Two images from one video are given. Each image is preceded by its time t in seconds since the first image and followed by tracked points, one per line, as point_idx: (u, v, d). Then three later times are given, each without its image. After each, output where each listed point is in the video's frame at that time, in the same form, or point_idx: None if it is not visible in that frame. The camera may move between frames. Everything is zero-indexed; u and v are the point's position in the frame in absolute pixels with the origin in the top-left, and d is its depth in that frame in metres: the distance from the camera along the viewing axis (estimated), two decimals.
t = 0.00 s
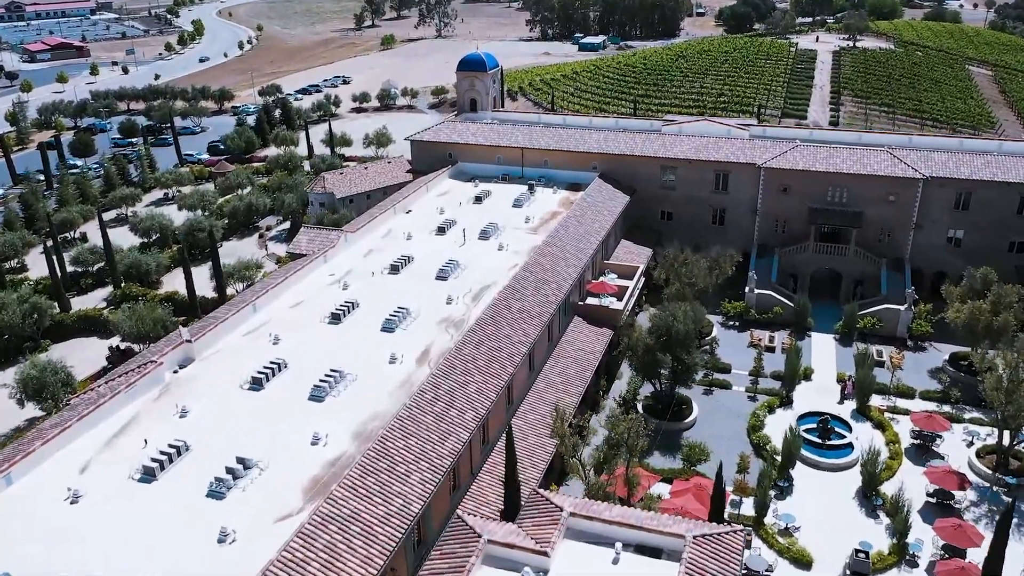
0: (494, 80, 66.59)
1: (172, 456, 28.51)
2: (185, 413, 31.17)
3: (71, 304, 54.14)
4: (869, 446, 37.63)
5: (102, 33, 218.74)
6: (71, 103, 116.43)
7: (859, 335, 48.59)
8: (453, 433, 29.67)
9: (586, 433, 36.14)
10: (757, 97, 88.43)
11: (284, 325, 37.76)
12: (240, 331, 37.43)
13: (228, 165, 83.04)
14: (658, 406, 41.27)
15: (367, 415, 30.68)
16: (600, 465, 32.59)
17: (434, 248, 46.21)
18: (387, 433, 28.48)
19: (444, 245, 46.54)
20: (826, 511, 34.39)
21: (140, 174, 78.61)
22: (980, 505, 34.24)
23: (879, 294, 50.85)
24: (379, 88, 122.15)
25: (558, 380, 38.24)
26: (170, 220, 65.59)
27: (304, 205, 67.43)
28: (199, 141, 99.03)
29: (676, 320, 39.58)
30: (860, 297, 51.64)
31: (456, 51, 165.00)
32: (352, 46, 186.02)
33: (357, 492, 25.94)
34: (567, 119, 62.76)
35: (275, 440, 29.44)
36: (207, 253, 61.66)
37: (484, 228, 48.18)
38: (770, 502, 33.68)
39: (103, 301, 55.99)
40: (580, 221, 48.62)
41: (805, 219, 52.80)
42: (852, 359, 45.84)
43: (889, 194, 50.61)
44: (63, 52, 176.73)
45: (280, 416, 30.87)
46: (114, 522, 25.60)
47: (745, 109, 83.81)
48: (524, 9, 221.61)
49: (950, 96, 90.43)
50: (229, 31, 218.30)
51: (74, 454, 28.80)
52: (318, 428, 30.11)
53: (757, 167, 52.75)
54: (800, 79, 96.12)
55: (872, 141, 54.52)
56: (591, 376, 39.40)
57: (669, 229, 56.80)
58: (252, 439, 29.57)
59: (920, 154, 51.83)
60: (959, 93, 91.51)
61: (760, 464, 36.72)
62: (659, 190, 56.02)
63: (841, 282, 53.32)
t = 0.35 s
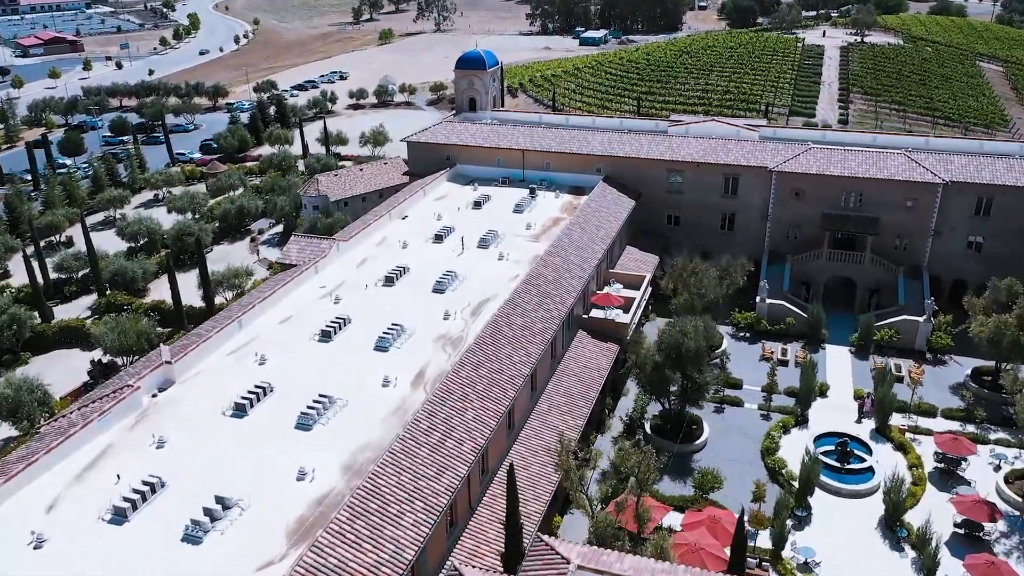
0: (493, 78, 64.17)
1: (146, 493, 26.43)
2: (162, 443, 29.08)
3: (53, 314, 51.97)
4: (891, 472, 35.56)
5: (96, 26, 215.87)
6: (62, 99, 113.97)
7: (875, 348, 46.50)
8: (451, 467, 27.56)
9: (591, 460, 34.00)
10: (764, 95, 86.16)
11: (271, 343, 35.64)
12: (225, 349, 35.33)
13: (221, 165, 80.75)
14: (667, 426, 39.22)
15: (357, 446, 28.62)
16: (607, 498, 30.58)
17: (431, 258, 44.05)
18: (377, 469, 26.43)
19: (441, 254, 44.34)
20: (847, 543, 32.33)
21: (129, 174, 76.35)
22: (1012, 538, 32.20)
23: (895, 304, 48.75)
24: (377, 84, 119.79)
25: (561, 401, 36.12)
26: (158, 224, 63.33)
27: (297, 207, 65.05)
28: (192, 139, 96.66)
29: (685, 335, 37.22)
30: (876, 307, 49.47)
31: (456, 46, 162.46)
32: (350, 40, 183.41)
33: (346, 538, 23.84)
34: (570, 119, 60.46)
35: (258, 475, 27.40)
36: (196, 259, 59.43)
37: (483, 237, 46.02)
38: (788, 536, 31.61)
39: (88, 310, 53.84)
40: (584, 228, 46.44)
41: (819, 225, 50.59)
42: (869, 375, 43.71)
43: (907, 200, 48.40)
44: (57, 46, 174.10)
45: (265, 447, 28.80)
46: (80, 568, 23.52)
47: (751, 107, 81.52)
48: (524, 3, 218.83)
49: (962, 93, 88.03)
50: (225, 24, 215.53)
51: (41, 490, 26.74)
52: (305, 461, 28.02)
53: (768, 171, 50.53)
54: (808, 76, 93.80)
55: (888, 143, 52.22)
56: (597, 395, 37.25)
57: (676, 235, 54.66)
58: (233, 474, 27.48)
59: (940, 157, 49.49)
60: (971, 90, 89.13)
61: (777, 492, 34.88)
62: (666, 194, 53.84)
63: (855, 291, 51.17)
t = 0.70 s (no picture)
0: (493, 77, 61.83)
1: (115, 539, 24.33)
2: (135, 479, 27.01)
3: (34, 324, 49.80)
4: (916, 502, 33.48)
5: (90, 20, 213.04)
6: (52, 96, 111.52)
7: (893, 362, 44.36)
8: (447, 508, 25.49)
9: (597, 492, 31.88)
10: (771, 93, 83.84)
11: (257, 365, 33.52)
12: (207, 371, 33.23)
13: (213, 165, 78.47)
14: (677, 449, 37.10)
15: (346, 483, 26.55)
16: (615, 536, 28.50)
17: (428, 269, 41.89)
18: (366, 512, 24.39)
19: (438, 265, 42.18)
20: None
21: (118, 175, 74.08)
22: None
23: (913, 315, 46.61)
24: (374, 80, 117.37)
25: (565, 426, 33.97)
26: (146, 228, 61.12)
27: (290, 211, 62.82)
28: (184, 137, 94.33)
29: (698, 355, 34.93)
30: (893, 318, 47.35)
31: (454, 40, 159.88)
32: (347, 34, 180.80)
33: None
34: (572, 120, 58.17)
35: (237, 517, 25.28)
36: (184, 265, 57.23)
37: (482, 246, 43.85)
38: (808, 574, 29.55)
39: (71, 320, 51.65)
40: (588, 236, 44.23)
41: (833, 232, 48.42)
42: (888, 393, 41.60)
43: (926, 206, 46.20)
44: (50, 41, 171.48)
45: (246, 483, 26.73)
46: None
47: (759, 106, 79.22)
48: None
49: (975, 91, 85.67)
50: (221, 18, 212.78)
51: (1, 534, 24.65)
52: (289, 501, 25.91)
53: (780, 175, 48.29)
54: (816, 73, 91.49)
55: (906, 146, 49.98)
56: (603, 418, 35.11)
57: (683, 241, 52.48)
58: (211, 515, 25.39)
59: (960, 160, 47.23)
60: (983, 87, 86.77)
61: (796, 524, 32.80)
62: (673, 199, 51.63)
63: (871, 301, 49.03)
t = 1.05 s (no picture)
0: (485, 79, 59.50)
1: None
2: (96, 527, 24.80)
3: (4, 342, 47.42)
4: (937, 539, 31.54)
5: (76, 18, 209.61)
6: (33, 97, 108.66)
7: (905, 380, 42.31)
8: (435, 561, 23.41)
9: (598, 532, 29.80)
10: (770, 93, 81.77)
11: (233, 395, 31.29)
12: (180, 402, 31.02)
13: (196, 170, 75.99)
14: (681, 478, 35.08)
15: (325, 533, 24.41)
16: None
17: (417, 285, 39.70)
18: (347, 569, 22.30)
19: (427, 281, 39.99)
20: None
21: (98, 180, 71.64)
22: None
23: (925, 329, 44.63)
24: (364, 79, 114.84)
25: (564, 458, 31.86)
26: (125, 238, 58.71)
27: (274, 218, 60.46)
28: (168, 140, 91.75)
29: (704, 380, 32.58)
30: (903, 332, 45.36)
31: (446, 38, 157.28)
32: (337, 32, 177.99)
33: None
34: (568, 123, 55.91)
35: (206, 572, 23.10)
36: (164, 277, 54.87)
37: (474, 260, 41.66)
38: None
39: (44, 337, 49.28)
40: (585, 249, 42.08)
41: (840, 242, 46.40)
42: (901, 414, 39.58)
43: (938, 215, 44.21)
44: (33, 39, 168.20)
45: (216, 534, 24.52)
46: None
47: (758, 107, 77.12)
48: None
49: (978, 91, 83.81)
50: (209, 15, 209.54)
51: None
52: (263, 552, 23.73)
53: (786, 183, 46.21)
54: (816, 72, 89.48)
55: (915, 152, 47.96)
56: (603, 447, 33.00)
57: (684, 251, 50.43)
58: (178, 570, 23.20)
59: (974, 167, 45.19)
60: (986, 87, 84.86)
61: (811, 562, 30.87)
62: (673, 207, 49.51)
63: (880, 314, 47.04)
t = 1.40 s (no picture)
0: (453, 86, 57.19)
1: None
2: None
3: None
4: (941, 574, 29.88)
5: (30, 21, 203.27)
6: None
7: (894, 397, 40.83)
8: None
9: None
10: (744, 95, 80.51)
11: (184, 439, 28.69)
12: (125, 448, 28.38)
13: (152, 181, 72.73)
14: (668, 511, 33.14)
15: None
16: None
17: (384, 308, 37.33)
18: None
19: (395, 304, 37.63)
20: None
21: (47, 194, 68.10)
22: None
23: (912, 343, 43.23)
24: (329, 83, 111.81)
25: (544, 497, 29.75)
26: (75, 256, 55.50)
27: (234, 233, 57.58)
28: (124, 149, 88.12)
29: (691, 410, 30.64)
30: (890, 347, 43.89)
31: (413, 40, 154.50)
32: (301, 34, 174.25)
33: None
34: (540, 131, 53.83)
35: None
36: (117, 298, 51.79)
37: (445, 280, 39.38)
38: None
39: None
40: (562, 266, 39.98)
41: (824, 253, 44.85)
42: (892, 435, 38.01)
43: (924, 225, 42.84)
44: None
45: None
46: None
47: (732, 110, 75.73)
48: None
49: (951, 92, 83.26)
50: (169, 18, 204.40)
51: None
52: None
53: (768, 194, 44.51)
54: (789, 73, 88.47)
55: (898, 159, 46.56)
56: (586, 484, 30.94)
57: (663, 264, 48.60)
58: None
59: (959, 174, 43.82)
60: (959, 87, 84.39)
61: None
62: (651, 219, 47.63)
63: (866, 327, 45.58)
